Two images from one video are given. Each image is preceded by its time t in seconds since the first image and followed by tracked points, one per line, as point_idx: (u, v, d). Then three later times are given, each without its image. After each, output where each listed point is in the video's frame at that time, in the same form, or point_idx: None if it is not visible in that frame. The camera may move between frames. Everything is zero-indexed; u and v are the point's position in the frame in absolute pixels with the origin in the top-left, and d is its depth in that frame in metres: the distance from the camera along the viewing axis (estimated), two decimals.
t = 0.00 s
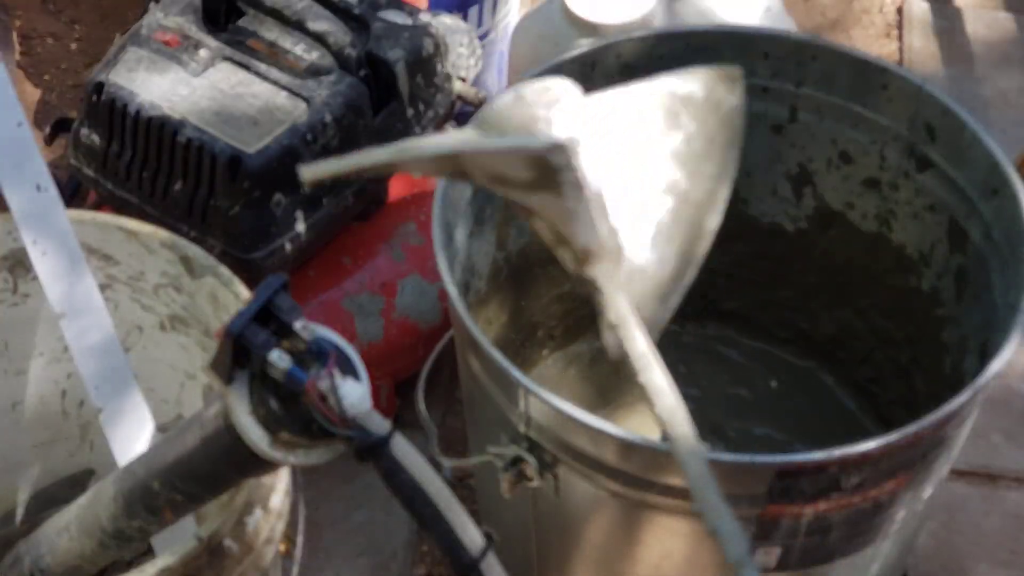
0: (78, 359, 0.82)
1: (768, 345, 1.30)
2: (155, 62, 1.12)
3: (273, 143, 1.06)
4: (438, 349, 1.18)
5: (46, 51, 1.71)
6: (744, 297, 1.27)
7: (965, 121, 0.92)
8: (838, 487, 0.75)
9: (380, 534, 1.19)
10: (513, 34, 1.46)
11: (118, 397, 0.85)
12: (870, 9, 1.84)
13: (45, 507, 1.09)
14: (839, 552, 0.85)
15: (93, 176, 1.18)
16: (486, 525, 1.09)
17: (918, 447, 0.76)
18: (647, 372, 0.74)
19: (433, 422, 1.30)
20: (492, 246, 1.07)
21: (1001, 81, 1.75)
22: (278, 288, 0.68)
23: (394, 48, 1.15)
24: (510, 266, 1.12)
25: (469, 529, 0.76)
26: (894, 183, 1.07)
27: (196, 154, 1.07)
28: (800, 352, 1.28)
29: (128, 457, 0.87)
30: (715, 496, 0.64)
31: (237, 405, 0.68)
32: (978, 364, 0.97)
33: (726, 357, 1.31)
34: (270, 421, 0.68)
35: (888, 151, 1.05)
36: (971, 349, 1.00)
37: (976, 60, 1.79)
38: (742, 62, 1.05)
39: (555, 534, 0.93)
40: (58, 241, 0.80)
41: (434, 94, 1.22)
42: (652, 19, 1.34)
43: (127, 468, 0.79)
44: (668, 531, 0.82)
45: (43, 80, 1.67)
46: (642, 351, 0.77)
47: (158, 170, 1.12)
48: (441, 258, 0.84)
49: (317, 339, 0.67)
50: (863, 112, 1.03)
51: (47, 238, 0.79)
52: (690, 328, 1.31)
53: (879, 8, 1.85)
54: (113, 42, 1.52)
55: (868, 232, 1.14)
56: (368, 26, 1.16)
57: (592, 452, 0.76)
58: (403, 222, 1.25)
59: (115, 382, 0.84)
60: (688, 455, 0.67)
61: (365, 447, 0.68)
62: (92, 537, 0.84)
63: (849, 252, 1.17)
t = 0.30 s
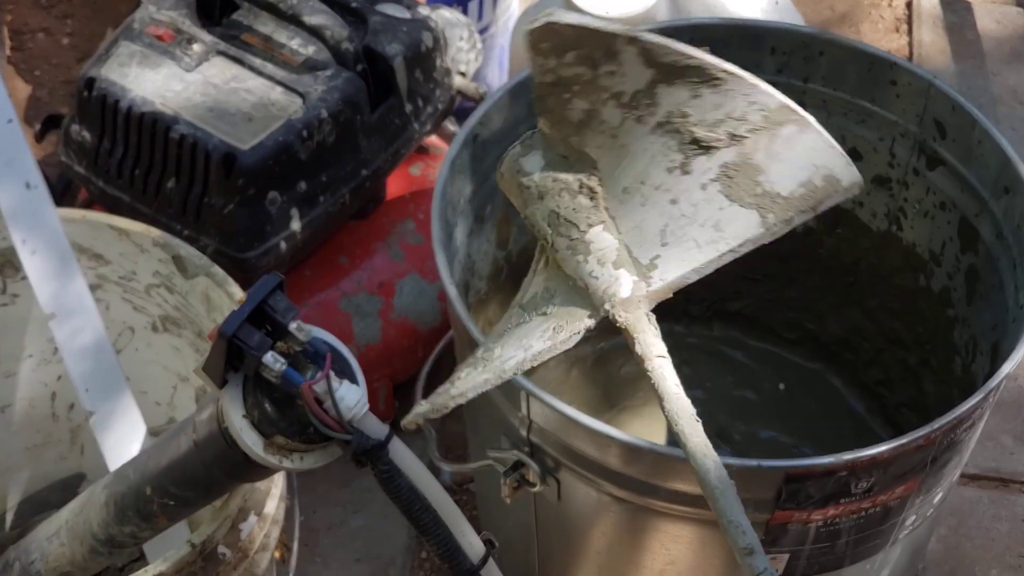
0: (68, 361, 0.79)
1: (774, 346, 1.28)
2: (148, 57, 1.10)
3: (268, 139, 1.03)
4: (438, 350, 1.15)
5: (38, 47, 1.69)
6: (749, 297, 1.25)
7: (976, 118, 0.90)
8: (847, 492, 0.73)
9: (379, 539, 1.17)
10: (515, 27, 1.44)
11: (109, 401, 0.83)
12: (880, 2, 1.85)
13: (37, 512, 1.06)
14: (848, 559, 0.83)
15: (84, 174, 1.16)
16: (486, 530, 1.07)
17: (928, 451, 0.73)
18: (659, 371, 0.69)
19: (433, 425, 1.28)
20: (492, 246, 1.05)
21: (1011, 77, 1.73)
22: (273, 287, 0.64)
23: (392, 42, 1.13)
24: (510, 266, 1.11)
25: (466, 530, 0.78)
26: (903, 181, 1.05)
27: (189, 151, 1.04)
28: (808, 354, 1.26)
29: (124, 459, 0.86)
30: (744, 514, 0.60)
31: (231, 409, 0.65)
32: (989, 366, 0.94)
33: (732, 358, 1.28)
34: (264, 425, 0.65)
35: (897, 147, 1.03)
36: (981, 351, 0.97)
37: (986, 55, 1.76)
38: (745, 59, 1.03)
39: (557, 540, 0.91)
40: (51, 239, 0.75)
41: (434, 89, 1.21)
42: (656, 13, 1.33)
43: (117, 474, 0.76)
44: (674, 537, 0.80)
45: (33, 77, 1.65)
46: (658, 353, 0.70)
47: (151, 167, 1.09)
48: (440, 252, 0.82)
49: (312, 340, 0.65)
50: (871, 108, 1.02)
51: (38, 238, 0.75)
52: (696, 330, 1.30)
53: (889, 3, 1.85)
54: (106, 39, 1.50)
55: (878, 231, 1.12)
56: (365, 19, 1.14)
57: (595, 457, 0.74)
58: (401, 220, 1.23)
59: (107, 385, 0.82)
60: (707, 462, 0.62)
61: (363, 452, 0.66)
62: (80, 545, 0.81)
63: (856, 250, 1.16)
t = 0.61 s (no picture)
0: (70, 361, 0.80)
1: (772, 346, 1.29)
2: (150, 58, 1.11)
3: (269, 140, 1.04)
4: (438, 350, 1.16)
5: (39, 48, 1.70)
6: (745, 297, 1.27)
7: (974, 118, 0.90)
8: (846, 491, 0.73)
9: (379, 537, 1.17)
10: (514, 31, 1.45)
11: (111, 400, 0.83)
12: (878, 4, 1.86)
13: (38, 510, 1.07)
14: (846, 558, 0.83)
15: (86, 174, 1.16)
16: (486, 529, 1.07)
17: (926, 450, 0.74)
18: (668, 361, 0.70)
19: (433, 425, 1.28)
20: (491, 245, 1.05)
21: (1010, 77, 1.73)
22: (274, 287, 0.64)
23: (392, 43, 1.13)
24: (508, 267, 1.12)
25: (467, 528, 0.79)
26: (902, 181, 1.06)
27: (190, 151, 1.05)
28: (806, 354, 1.27)
29: (124, 459, 0.86)
30: (753, 507, 0.61)
31: (232, 407, 0.65)
32: (987, 365, 0.95)
33: (730, 358, 1.29)
34: (265, 424, 0.65)
35: (896, 148, 1.03)
36: (978, 351, 0.97)
37: (984, 56, 1.77)
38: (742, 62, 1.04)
39: (557, 539, 0.91)
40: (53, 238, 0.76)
41: (434, 90, 1.21)
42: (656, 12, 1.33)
43: (120, 472, 0.77)
44: (673, 535, 0.80)
45: (35, 76, 1.65)
46: (668, 345, 0.72)
47: (152, 168, 1.10)
48: (440, 253, 0.82)
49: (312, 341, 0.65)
50: (869, 109, 1.02)
51: (40, 238, 0.75)
52: (695, 329, 1.31)
53: (887, 4, 1.86)
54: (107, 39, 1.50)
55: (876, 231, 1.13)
56: (366, 20, 1.15)
57: (595, 456, 0.75)
58: (401, 220, 1.24)
59: (109, 384, 0.83)
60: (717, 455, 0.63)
61: (363, 451, 0.66)
62: (82, 543, 0.82)
63: (854, 250, 1.16)
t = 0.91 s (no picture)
0: (70, 361, 0.80)
1: (772, 346, 1.29)
2: (149, 57, 1.11)
3: (269, 140, 1.04)
4: (438, 349, 1.16)
5: (38, 47, 1.70)
6: (745, 297, 1.27)
7: (975, 118, 0.90)
8: (846, 491, 0.73)
9: (379, 537, 1.17)
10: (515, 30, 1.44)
11: (110, 400, 0.83)
12: (879, 3, 1.86)
13: (37, 511, 1.06)
14: (846, 559, 0.83)
15: (85, 174, 1.16)
16: (485, 529, 1.07)
17: (927, 450, 0.74)
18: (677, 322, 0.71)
19: (433, 425, 1.28)
20: (491, 245, 1.05)
21: (1010, 77, 1.73)
22: (273, 287, 0.64)
23: (392, 43, 1.13)
24: (509, 265, 1.12)
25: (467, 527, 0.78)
26: (902, 181, 1.06)
27: (189, 151, 1.05)
28: (806, 354, 1.27)
29: (124, 459, 0.86)
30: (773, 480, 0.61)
31: (232, 408, 0.65)
32: (987, 365, 0.94)
33: (730, 358, 1.29)
34: (264, 425, 0.65)
35: (896, 148, 1.03)
36: (979, 351, 0.97)
37: (985, 55, 1.77)
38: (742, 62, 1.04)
39: (557, 540, 0.91)
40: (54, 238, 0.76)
41: (434, 90, 1.21)
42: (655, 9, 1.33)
43: (119, 473, 0.77)
44: (673, 535, 0.80)
45: (35, 76, 1.65)
46: (674, 305, 0.72)
47: (152, 168, 1.10)
48: (441, 253, 0.82)
49: (312, 341, 0.65)
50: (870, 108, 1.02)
51: (41, 238, 0.75)
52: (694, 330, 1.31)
53: (887, 4, 1.86)
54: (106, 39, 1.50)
55: (876, 231, 1.12)
56: (365, 20, 1.15)
57: (594, 456, 0.74)
58: (401, 220, 1.24)
59: (108, 384, 0.83)
60: (732, 426, 0.63)
61: (363, 452, 0.66)
62: (82, 543, 0.81)
63: (853, 251, 1.16)
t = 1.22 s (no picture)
0: (70, 361, 0.80)
1: (772, 345, 1.29)
2: (149, 57, 1.11)
3: (269, 140, 1.04)
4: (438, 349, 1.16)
5: (38, 47, 1.70)
6: (746, 297, 1.27)
7: (975, 118, 0.90)
8: (846, 491, 0.73)
9: (379, 537, 1.17)
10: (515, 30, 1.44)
11: (110, 400, 0.83)
12: (878, 3, 1.86)
13: (37, 510, 1.07)
14: (846, 559, 0.83)
15: (85, 174, 1.16)
16: (486, 529, 1.07)
17: (927, 450, 0.74)
18: (711, 363, 0.71)
19: (433, 425, 1.28)
20: (491, 245, 1.05)
21: (1010, 77, 1.73)
22: (273, 287, 0.64)
23: (392, 43, 1.13)
24: (509, 265, 1.12)
25: (466, 527, 0.78)
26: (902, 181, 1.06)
27: (189, 151, 1.05)
28: (806, 354, 1.27)
29: (124, 459, 0.86)
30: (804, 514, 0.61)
31: (232, 408, 0.65)
32: (987, 366, 0.94)
33: (731, 358, 1.29)
34: (264, 424, 0.65)
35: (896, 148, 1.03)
36: (979, 351, 0.97)
37: (985, 55, 1.77)
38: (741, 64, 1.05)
39: (557, 540, 0.91)
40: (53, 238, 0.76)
41: (434, 90, 1.21)
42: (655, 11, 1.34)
43: (120, 473, 0.77)
44: (673, 535, 0.80)
45: (35, 76, 1.65)
46: (708, 347, 0.73)
47: (152, 168, 1.10)
48: (441, 253, 0.82)
49: (312, 341, 0.65)
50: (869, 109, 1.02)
51: (40, 238, 0.75)
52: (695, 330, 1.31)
53: (887, 4, 1.86)
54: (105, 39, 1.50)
55: (876, 231, 1.12)
56: (365, 20, 1.15)
57: (594, 456, 0.74)
58: (401, 220, 1.24)
59: (108, 385, 0.83)
60: (760, 457, 0.64)
61: (363, 452, 0.66)
62: (81, 543, 0.81)
63: (853, 251, 1.16)
